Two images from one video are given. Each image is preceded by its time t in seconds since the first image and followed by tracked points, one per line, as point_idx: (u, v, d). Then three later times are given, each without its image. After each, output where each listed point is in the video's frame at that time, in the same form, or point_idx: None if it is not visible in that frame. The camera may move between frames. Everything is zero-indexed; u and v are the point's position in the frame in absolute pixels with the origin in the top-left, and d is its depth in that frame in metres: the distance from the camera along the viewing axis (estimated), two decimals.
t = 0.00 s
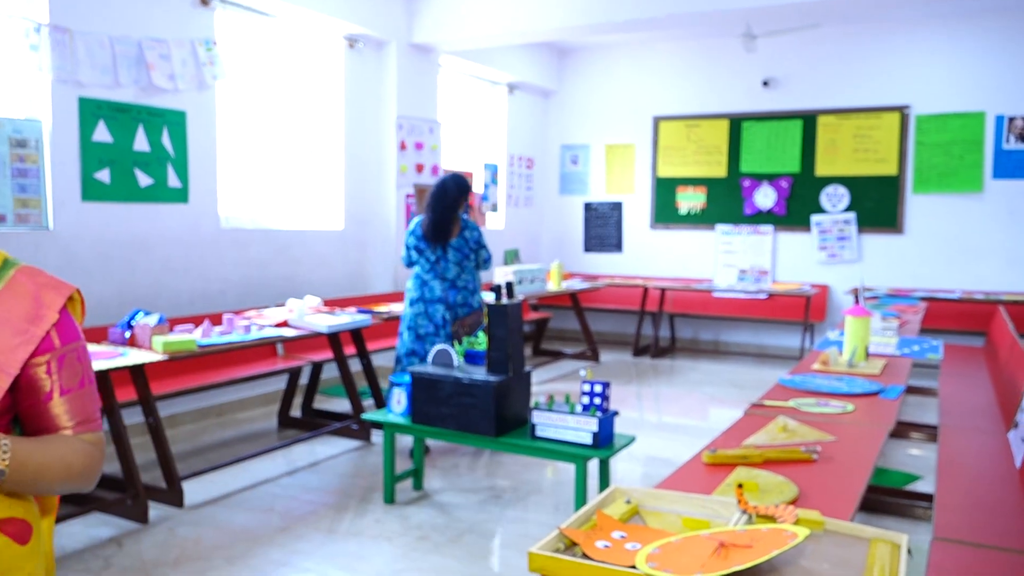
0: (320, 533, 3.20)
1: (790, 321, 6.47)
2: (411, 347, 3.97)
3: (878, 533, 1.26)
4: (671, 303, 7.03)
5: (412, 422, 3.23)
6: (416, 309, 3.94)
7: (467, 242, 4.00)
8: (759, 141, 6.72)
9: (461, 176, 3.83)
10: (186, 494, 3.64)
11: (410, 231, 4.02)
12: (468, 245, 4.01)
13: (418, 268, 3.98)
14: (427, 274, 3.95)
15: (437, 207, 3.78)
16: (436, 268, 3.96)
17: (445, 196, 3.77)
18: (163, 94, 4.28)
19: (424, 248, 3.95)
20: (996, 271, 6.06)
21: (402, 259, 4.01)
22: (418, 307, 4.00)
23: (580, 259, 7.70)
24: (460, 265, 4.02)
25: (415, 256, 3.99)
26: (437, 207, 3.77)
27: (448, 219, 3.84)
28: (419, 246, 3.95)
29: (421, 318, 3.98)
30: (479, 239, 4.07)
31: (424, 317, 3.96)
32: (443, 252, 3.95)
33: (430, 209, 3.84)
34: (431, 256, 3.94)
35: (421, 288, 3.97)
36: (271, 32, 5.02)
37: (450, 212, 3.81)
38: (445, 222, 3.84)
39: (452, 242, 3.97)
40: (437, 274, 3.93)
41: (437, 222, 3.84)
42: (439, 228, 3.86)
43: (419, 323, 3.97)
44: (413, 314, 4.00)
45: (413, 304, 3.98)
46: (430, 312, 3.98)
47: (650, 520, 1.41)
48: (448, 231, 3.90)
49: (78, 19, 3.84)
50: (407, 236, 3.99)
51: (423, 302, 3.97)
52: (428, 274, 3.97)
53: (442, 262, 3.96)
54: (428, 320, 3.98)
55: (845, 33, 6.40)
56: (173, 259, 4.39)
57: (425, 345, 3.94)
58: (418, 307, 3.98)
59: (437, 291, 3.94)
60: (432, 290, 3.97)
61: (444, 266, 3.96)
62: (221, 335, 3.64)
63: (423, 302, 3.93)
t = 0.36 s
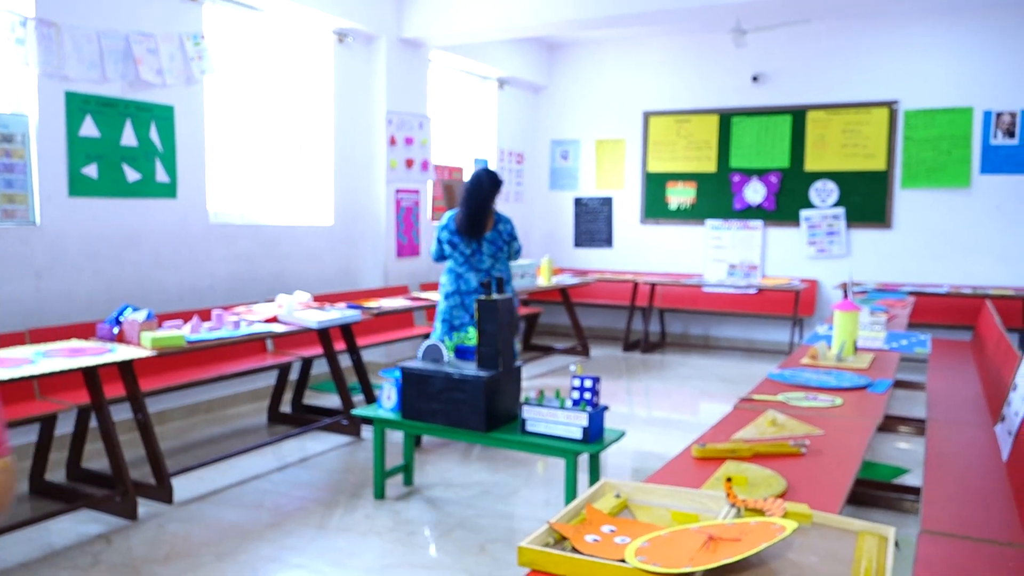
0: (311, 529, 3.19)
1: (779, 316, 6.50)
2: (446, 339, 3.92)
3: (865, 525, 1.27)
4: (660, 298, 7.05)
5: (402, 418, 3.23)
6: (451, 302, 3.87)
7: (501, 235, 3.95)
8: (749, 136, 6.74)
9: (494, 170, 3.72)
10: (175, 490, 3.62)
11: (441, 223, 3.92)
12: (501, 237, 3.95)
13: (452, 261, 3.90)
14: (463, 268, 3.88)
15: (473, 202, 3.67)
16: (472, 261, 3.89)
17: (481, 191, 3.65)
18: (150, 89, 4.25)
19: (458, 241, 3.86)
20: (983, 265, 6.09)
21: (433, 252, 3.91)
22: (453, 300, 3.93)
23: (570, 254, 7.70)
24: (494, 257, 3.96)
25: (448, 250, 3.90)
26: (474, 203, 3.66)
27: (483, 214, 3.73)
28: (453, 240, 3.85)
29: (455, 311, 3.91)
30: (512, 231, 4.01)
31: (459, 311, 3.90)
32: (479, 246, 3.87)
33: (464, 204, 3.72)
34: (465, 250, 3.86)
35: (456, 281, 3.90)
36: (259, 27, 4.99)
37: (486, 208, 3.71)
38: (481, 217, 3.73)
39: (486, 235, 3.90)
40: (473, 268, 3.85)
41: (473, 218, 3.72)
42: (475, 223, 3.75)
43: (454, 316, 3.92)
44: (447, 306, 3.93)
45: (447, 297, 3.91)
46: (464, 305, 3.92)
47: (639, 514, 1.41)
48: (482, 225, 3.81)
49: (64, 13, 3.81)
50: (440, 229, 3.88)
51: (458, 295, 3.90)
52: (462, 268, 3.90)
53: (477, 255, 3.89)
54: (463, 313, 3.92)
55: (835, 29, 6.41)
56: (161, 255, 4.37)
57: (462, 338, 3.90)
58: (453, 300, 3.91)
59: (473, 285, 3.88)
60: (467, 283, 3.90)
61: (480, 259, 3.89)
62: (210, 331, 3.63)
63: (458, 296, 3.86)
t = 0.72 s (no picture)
0: (297, 529, 3.18)
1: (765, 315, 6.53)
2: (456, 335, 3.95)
3: (848, 523, 1.27)
4: (647, 297, 7.07)
5: (389, 418, 3.22)
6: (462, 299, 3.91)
7: (513, 234, 3.97)
8: (735, 136, 6.77)
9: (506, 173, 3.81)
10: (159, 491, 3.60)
11: (453, 223, 3.99)
12: (513, 236, 3.98)
13: (464, 259, 3.95)
14: (473, 265, 3.92)
15: (486, 201, 3.71)
16: (483, 259, 3.92)
17: (494, 191, 3.71)
18: (135, 87, 4.22)
19: (470, 239, 3.90)
20: (966, 265, 6.14)
21: (444, 250, 3.98)
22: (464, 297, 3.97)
23: (558, 253, 7.71)
24: (506, 255, 3.98)
25: (459, 248, 3.95)
26: (487, 202, 3.71)
27: (495, 213, 3.77)
28: (465, 238, 3.90)
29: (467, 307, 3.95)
30: (523, 231, 4.04)
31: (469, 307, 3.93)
32: (490, 244, 3.90)
33: (477, 203, 3.77)
34: (477, 248, 3.90)
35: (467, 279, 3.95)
36: (245, 25, 4.96)
37: (499, 207, 3.75)
38: (494, 216, 3.77)
39: (499, 234, 3.93)
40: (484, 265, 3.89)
41: (486, 217, 3.77)
42: (488, 222, 3.80)
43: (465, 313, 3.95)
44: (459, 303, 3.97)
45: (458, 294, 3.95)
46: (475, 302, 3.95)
47: (625, 513, 1.42)
48: (495, 225, 3.84)
49: (47, 9, 3.77)
50: (453, 227, 3.94)
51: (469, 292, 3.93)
52: (473, 265, 3.94)
53: (488, 253, 3.91)
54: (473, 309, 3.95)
55: (820, 30, 6.45)
56: (147, 253, 4.34)
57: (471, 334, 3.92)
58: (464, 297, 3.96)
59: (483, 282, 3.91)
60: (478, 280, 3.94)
61: (491, 257, 3.92)
62: (195, 330, 3.61)
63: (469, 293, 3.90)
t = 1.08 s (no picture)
0: (275, 529, 3.16)
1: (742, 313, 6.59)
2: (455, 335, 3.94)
3: (821, 518, 1.29)
4: (627, 295, 7.10)
5: (368, 417, 3.21)
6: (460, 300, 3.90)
7: (509, 236, 3.97)
8: (713, 136, 6.82)
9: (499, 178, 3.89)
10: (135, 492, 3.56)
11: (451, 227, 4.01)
12: (510, 238, 3.98)
13: (462, 261, 3.95)
14: (471, 267, 3.91)
15: (482, 204, 3.77)
16: (481, 260, 3.92)
17: (490, 195, 3.77)
18: (111, 85, 4.17)
19: (468, 242, 3.91)
20: (940, 264, 6.22)
21: (442, 253, 3.99)
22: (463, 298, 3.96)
23: (537, 252, 7.72)
24: (503, 257, 3.98)
25: (457, 250, 3.96)
26: (483, 205, 3.76)
27: (491, 216, 3.83)
28: (463, 240, 3.90)
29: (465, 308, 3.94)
30: (520, 233, 4.04)
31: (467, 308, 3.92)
32: (487, 245, 3.90)
33: (473, 206, 3.82)
34: (475, 250, 3.90)
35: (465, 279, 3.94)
36: (222, 23, 4.91)
37: (495, 210, 3.81)
38: (490, 218, 3.82)
39: (496, 235, 3.93)
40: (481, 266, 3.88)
41: (482, 219, 3.82)
42: (484, 224, 3.83)
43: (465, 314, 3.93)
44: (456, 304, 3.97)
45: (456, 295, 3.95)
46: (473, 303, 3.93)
47: (602, 510, 1.42)
48: (491, 227, 3.87)
49: (20, 5, 3.71)
50: (451, 229, 3.95)
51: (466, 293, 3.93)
52: (471, 267, 3.94)
53: (485, 254, 3.91)
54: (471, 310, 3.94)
55: (797, 31, 6.52)
56: (123, 252, 4.29)
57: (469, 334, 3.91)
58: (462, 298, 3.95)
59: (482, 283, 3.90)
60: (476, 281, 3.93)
61: (488, 258, 3.92)
62: (172, 330, 3.57)
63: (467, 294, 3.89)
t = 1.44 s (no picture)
0: (256, 530, 3.14)
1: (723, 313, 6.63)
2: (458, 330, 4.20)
3: (800, 517, 1.30)
4: (608, 295, 7.12)
5: (350, 417, 3.20)
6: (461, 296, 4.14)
7: (505, 235, 4.21)
8: (694, 137, 6.86)
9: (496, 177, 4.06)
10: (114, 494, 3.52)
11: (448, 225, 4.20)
12: (506, 236, 4.21)
13: (460, 259, 4.16)
14: (470, 266, 4.14)
15: (479, 205, 3.95)
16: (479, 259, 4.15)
17: (486, 196, 3.95)
18: (89, 84, 4.12)
19: (466, 241, 4.12)
20: (918, 263, 6.30)
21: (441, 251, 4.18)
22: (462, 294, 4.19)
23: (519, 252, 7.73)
24: (500, 255, 4.22)
25: (456, 248, 4.16)
26: (480, 206, 3.94)
27: (488, 215, 4.03)
28: (460, 240, 4.11)
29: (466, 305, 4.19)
30: (514, 232, 4.28)
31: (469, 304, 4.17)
32: (485, 245, 4.13)
33: (470, 206, 4.00)
34: (473, 249, 4.12)
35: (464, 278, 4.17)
36: (202, 22, 4.87)
37: (491, 209, 4.00)
38: (486, 217, 4.02)
39: (493, 234, 4.16)
40: (480, 265, 4.11)
41: (479, 219, 4.01)
42: (482, 224, 4.03)
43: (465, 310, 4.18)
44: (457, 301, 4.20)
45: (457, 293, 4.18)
46: (473, 299, 4.17)
47: (583, 510, 1.43)
48: (488, 226, 4.08)
49: None
50: (448, 230, 4.13)
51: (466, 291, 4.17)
52: (470, 264, 4.16)
53: (483, 253, 4.14)
54: (472, 306, 4.19)
55: (776, 33, 6.57)
56: (102, 253, 4.24)
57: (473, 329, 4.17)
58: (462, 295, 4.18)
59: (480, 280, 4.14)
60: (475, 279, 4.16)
61: (486, 257, 4.15)
62: (152, 330, 3.54)
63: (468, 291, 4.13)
